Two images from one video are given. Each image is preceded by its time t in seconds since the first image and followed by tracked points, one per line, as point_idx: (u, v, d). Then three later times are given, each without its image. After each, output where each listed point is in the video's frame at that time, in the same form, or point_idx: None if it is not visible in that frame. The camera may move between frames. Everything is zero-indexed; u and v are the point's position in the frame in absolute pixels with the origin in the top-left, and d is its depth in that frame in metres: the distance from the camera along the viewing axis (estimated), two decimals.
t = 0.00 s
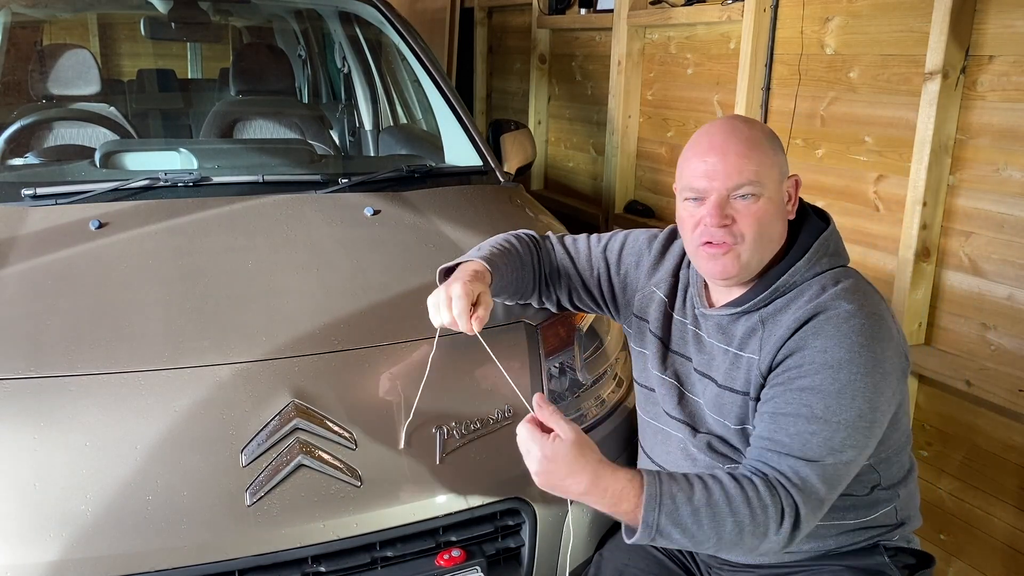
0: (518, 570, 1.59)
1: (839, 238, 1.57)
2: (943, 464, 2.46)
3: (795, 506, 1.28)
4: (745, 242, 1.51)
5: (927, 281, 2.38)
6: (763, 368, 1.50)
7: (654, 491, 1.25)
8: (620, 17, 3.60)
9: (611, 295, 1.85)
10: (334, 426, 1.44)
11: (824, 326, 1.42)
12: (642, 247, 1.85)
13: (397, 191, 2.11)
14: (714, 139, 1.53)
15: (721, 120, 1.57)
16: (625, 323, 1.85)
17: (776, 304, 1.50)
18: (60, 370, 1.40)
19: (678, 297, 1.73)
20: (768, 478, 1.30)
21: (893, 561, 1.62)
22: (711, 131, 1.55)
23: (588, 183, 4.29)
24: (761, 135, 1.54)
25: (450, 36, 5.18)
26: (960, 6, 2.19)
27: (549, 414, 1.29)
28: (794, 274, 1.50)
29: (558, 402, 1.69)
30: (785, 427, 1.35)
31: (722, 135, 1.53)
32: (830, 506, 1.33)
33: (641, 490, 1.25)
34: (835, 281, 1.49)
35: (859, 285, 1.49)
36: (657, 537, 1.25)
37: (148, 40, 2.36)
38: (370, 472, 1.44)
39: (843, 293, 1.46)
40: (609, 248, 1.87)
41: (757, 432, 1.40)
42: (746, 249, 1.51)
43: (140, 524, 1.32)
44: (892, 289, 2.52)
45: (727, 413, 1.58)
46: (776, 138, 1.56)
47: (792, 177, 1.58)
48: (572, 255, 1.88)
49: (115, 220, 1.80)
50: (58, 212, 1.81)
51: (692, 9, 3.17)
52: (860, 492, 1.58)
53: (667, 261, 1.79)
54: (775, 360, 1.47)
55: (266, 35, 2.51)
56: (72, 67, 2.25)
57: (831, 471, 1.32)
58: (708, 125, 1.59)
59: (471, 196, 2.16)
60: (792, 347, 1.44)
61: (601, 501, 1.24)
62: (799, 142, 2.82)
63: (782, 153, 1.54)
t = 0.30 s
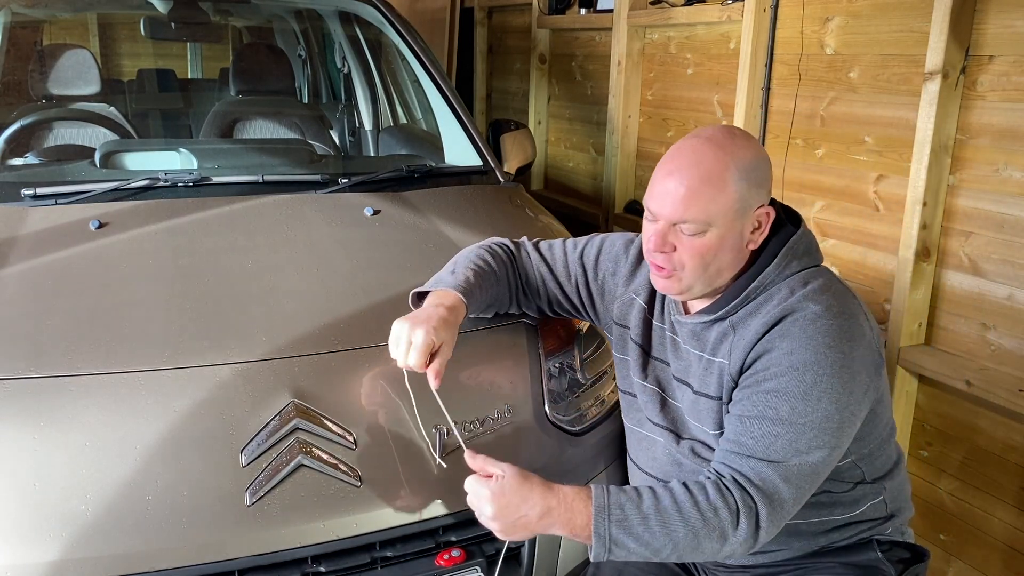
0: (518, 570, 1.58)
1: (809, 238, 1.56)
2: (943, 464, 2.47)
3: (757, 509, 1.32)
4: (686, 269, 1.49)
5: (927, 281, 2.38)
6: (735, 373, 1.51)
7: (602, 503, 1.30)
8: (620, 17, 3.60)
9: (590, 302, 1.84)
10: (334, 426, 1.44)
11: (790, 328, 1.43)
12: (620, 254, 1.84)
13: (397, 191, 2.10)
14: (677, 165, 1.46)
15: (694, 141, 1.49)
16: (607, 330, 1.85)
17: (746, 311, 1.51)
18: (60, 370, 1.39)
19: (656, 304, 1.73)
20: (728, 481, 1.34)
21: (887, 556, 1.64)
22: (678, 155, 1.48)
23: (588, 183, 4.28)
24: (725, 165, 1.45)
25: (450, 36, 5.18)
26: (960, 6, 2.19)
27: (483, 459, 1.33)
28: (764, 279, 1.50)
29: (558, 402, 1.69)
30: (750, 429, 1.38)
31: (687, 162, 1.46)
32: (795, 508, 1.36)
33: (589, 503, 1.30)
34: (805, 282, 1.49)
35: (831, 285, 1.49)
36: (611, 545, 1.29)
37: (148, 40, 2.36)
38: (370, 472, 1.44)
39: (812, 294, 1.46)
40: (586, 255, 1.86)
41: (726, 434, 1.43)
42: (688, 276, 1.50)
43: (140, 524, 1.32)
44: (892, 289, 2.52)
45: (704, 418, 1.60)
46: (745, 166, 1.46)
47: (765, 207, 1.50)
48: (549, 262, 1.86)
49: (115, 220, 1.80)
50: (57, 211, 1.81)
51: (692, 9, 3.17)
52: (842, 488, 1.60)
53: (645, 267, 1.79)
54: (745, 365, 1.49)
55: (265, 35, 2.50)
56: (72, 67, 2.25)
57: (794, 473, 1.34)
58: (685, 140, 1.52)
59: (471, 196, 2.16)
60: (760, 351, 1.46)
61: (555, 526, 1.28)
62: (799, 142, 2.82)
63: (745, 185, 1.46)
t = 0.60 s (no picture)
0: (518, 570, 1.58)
1: (792, 238, 1.56)
2: (943, 464, 2.47)
3: (741, 518, 1.35)
4: (659, 284, 1.50)
5: (927, 281, 2.38)
6: (721, 380, 1.51)
7: (590, 507, 1.39)
8: (621, 17, 3.60)
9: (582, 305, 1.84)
10: (334, 426, 1.44)
11: (772, 336, 1.43)
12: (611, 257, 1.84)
13: (397, 191, 2.11)
14: (633, 186, 1.46)
15: (650, 159, 1.48)
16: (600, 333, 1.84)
17: (730, 317, 1.51)
18: (60, 370, 1.40)
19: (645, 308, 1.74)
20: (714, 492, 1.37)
21: (885, 556, 1.64)
22: (636, 174, 1.47)
23: (588, 183, 4.28)
24: (683, 180, 1.44)
25: (450, 36, 5.18)
26: (960, 7, 2.19)
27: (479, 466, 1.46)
28: (747, 283, 1.50)
29: (558, 402, 1.69)
30: (734, 439, 1.40)
31: (644, 182, 1.45)
32: (782, 516, 1.38)
33: (580, 505, 1.40)
34: (789, 286, 1.49)
35: (814, 289, 1.49)
36: (599, 547, 1.37)
37: (148, 40, 2.36)
38: (370, 472, 1.44)
39: (794, 299, 1.46)
40: (578, 257, 1.86)
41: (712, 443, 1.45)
42: (662, 290, 1.51)
43: (140, 524, 1.32)
44: (892, 289, 2.52)
45: (692, 424, 1.61)
46: (704, 178, 1.45)
47: (729, 216, 1.48)
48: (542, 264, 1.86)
49: (115, 220, 1.80)
50: (58, 212, 1.81)
51: (692, 9, 3.17)
52: (834, 488, 1.60)
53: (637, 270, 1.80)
54: (730, 373, 1.49)
55: (265, 35, 2.50)
56: (72, 67, 2.25)
57: (780, 481, 1.36)
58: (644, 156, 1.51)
59: (471, 196, 2.16)
60: (743, 358, 1.46)
61: (550, 525, 1.39)
62: (799, 142, 2.82)
63: (705, 197, 1.44)
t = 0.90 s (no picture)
0: (518, 570, 1.60)
1: (805, 242, 1.55)
2: (943, 464, 2.47)
3: (756, 525, 1.32)
4: (676, 291, 1.49)
5: (927, 281, 2.38)
6: (730, 383, 1.51)
7: (620, 494, 1.33)
8: (621, 17, 3.60)
9: (585, 302, 1.85)
10: (334, 426, 1.44)
11: (784, 341, 1.43)
12: (617, 256, 1.85)
13: (397, 191, 2.11)
14: (654, 195, 1.44)
15: (673, 168, 1.46)
16: (604, 331, 1.85)
17: (741, 319, 1.51)
18: (60, 370, 1.40)
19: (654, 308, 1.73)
20: (729, 498, 1.35)
21: (886, 558, 1.66)
22: (658, 183, 1.45)
23: (588, 183, 4.28)
24: (706, 193, 1.42)
25: (450, 36, 5.18)
26: (960, 6, 2.19)
27: (540, 417, 1.33)
28: (758, 287, 1.49)
29: (558, 402, 1.69)
30: (745, 445, 1.39)
31: (666, 192, 1.43)
32: (792, 523, 1.37)
33: (609, 491, 1.34)
34: (800, 290, 1.49)
35: (826, 293, 1.49)
36: (618, 530, 1.33)
37: (148, 40, 2.36)
38: (370, 472, 1.44)
39: (806, 304, 1.46)
40: (582, 255, 1.88)
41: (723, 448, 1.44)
42: (678, 296, 1.50)
43: (140, 523, 1.32)
44: (892, 289, 2.52)
45: (700, 425, 1.61)
46: (726, 191, 1.43)
47: (750, 229, 1.47)
48: (545, 260, 1.88)
49: (115, 220, 1.80)
50: (58, 212, 1.82)
51: (692, 9, 3.17)
52: (839, 493, 1.59)
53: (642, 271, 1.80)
54: (740, 376, 1.49)
55: (266, 35, 2.50)
56: (72, 67, 2.25)
57: (792, 489, 1.35)
58: (665, 165, 1.49)
59: (471, 196, 2.16)
60: (753, 363, 1.46)
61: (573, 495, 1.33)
62: (798, 142, 2.82)
63: (726, 211, 1.43)
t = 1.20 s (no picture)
0: (518, 570, 1.60)
1: (819, 245, 1.54)
2: (943, 464, 2.47)
3: (763, 530, 1.33)
4: (696, 290, 1.49)
5: (927, 281, 2.38)
6: (740, 384, 1.51)
7: (634, 496, 1.32)
8: (621, 17, 3.60)
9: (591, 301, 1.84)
10: (334, 426, 1.44)
11: (796, 345, 1.42)
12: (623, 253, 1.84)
13: (397, 191, 2.10)
14: (687, 192, 1.43)
15: (706, 165, 1.45)
16: (610, 329, 1.84)
17: (754, 320, 1.51)
18: (60, 370, 1.39)
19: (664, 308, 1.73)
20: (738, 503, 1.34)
21: (888, 559, 1.66)
22: (691, 180, 1.44)
23: (588, 183, 4.28)
24: (739, 194, 1.42)
25: (450, 36, 5.18)
26: (960, 6, 2.19)
27: (566, 413, 1.30)
28: (771, 289, 1.49)
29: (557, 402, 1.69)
30: (753, 449, 1.38)
31: (698, 189, 1.43)
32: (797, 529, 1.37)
33: (622, 492, 1.32)
34: (812, 293, 1.48)
35: (837, 298, 1.49)
36: (629, 529, 1.33)
37: (148, 40, 2.35)
38: (370, 472, 1.44)
39: (818, 309, 1.45)
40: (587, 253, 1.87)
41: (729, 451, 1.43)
42: (697, 295, 1.50)
43: (140, 524, 1.32)
44: (891, 289, 2.52)
45: (706, 425, 1.61)
46: (759, 194, 1.43)
47: (777, 231, 1.48)
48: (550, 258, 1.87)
49: (115, 220, 1.80)
50: (58, 212, 1.81)
51: (692, 9, 3.17)
52: (845, 496, 1.59)
53: (649, 270, 1.78)
54: (751, 377, 1.49)
55: (266, 35, 2.50)
56: (72, 67, 2.25)
57: (799, 494, 1.35)
58: (697, 161, 1.48)
59: (471, 196, 2.16)
60: (763, 366, 1.46)
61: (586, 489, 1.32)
62: (798, 142, 2.82)
63: (756, 213, 1.43)
